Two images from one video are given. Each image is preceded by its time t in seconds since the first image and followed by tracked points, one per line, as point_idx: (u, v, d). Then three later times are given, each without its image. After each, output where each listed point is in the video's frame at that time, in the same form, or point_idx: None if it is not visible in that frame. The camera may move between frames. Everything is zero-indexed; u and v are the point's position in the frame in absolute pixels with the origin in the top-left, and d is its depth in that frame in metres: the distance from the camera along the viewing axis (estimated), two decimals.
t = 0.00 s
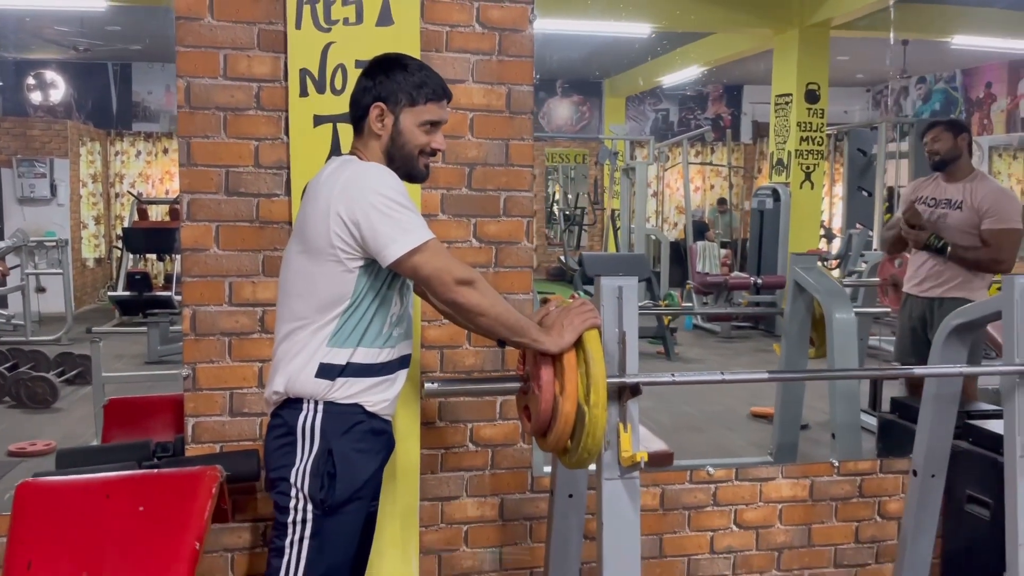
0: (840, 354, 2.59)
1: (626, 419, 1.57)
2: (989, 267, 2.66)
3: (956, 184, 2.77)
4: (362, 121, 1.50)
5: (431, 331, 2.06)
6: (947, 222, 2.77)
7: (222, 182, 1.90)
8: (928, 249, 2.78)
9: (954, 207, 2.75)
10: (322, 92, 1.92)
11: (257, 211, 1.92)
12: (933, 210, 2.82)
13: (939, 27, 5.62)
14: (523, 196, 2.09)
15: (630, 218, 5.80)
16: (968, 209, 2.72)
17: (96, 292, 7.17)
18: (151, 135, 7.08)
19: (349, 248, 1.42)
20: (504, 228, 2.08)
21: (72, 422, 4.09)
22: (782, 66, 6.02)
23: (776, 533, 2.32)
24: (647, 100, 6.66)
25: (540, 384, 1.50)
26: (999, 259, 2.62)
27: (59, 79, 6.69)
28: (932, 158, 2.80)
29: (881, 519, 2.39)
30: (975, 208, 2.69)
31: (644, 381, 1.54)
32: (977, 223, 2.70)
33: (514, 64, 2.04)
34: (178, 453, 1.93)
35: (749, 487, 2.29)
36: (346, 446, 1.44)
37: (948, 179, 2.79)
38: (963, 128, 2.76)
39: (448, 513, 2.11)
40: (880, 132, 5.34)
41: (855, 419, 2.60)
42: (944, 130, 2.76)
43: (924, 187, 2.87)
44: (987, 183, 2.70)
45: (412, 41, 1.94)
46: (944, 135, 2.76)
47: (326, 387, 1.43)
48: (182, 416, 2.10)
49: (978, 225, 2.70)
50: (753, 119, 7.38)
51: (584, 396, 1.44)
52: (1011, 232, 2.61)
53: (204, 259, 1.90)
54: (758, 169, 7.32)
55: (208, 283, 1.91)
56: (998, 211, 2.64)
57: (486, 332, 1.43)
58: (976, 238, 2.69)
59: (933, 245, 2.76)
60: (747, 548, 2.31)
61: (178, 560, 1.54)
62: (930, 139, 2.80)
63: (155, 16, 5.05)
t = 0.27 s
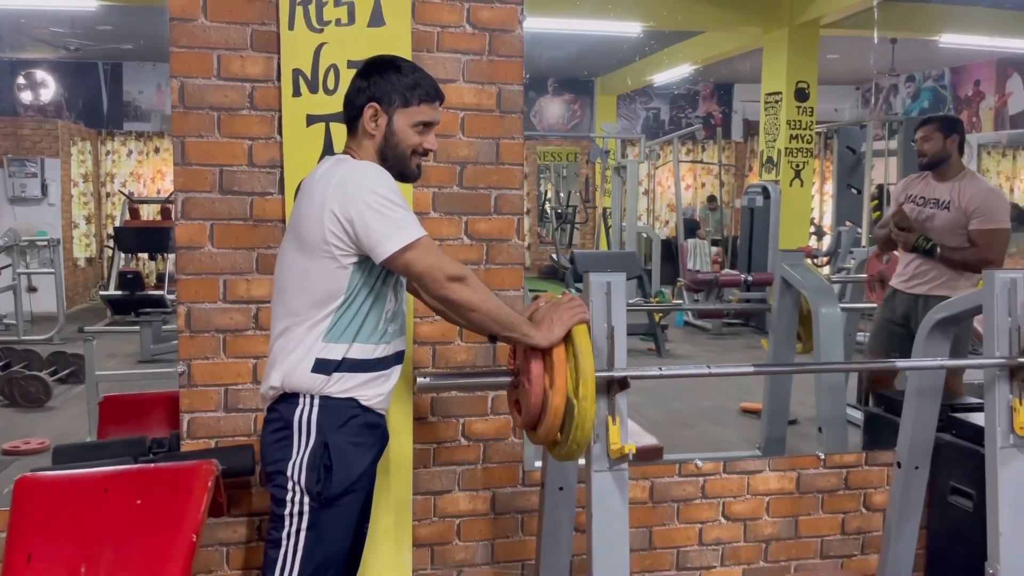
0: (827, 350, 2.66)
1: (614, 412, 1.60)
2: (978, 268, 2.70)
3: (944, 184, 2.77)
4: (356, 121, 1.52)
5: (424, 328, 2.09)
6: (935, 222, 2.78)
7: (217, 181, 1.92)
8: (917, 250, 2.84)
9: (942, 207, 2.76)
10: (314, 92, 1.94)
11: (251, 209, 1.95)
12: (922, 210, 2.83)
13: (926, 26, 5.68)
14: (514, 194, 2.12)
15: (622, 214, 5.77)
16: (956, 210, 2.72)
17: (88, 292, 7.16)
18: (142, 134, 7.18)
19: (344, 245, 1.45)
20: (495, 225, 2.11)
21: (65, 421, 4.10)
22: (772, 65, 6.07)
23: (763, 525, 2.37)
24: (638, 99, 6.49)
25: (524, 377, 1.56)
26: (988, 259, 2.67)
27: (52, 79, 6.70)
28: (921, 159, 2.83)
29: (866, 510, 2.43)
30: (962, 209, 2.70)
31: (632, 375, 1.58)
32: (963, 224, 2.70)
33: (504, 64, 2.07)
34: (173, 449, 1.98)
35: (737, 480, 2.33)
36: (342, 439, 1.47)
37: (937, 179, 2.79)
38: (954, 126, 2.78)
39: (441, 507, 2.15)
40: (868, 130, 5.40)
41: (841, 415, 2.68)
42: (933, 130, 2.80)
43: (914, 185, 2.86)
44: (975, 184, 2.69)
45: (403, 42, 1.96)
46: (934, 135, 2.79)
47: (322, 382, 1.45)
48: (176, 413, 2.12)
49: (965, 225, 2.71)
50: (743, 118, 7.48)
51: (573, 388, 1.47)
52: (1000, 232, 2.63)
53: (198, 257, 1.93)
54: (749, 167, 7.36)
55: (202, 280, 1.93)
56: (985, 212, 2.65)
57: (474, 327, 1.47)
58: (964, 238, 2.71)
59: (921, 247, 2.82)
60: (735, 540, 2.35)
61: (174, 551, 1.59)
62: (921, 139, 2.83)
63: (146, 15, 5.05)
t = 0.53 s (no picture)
0: (815, 346, 2.69)
1: (605, 409, 1.63)
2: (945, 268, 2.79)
3: (915, 186, 2.84)
4: (357, 121, 1.55)
5: (416, 327, 2.11)
6: (907, 223, 2.84)
7: (210, 182, 1.94)
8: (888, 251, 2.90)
9: (913, 208, 2.83)
10: (307, 93, 1.96)
11: (245, 209, 1.97)
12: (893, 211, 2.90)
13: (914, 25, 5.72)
14: (504, 194, 2.14)
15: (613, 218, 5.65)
16: (926, 211, 2.80)
17: (79, 292, 7.16)
18: (133, 135, 6.98)
19: (335, 244, 1.47)
20: (486, 225, 2.14)
21: (58, 421, 4.11)
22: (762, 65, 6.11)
23: (752, 520, 2.40)
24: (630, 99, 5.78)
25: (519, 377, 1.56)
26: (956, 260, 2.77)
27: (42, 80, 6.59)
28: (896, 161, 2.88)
29: (854, 505, 2.47)
30: (933, 210, 2.77)
31: (622, 371, 1.60)
32: (934, 224, 2.78)
33: (495, 66, 2.10)
34: (168, 447, 2.00)
35: (726, 476, 2.36)
36: (329, 434, 1.49)
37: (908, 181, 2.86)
38: (931, 130, 2.82)
39: (434, 504, 2.17)
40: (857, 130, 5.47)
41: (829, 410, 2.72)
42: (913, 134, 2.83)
43: (887, 187, 2.93)
44: (945, 185, 2.78)
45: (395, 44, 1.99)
46: (911, 138, 2.82)
47: (310, 378, 1.48)
48: (170, 411, 2.14)
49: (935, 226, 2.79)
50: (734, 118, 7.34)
51: (563, 385, 1.50)
52: (966, 232, 2.74)
53: (192, 257, 1.94)
54: (740, 166, 7.40)
55: (196, 280, 1.95)
56: (954, 213, 2.74)
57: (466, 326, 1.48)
58: (934, 239, 2.79)
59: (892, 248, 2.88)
60: (724, 535, 2.38)
61: (171, 548, 1.61)
62: (897, 141, 2.86)
63: (137, 16, 5.05)
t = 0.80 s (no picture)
0: (803, 345, 2.72)
1: (594, 408, 1.64)
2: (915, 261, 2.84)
3: (880, 184, 2.93)
4: (343, 115, 1.59)
5: (406, 327, 2.11)
6: (875, 219, 2.91)
7: (200, 183, 1.95)
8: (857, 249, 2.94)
9: (880, 204, 2.90)
10: (296, 95, 1.96)
11: (235, 211, 1.97)
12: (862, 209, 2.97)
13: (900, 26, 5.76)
14: (494, 195, 2.16)
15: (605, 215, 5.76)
16: (893, 206, 2.87)
17: (69, 294, 7.13)
18: (124, 137, 6.99)
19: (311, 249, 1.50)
20: (476, 226, 2.15)
21: (48, 423, 4.10)
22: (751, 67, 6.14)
23: (742, 518, 2.42)
24: (621, 99, 6.03)
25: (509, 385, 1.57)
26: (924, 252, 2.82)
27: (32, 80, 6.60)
28: (862, 162, 2.97)
29: (842, 503, 2.49)
30: (900, 204, 2.85)
31: (611, 371, 1.61)
32: (901, 218, 2.85)
33: (485, 68, 2.11)
34: (159, 448, 2.00)
35: (715, 474, 2.37)
36: (289, 431, 1.52)
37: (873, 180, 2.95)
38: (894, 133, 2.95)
39: (425, 504, 2.18)
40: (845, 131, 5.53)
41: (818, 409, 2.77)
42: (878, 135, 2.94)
43: (854, 188, 3.02)
44: (908, 181, 2.87)
45: (385, 46, 1.99)
46: (876, 140, 2.93)
47: (270, 374, 1.50)
48: (161, 413, 2.14)
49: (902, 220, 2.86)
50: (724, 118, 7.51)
51: (553, 386, 1.51)
52: (934, 224, 2.81)
53: (183, 258, 1.95)
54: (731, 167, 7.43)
55: (186, 282, 1.95)
56: (919, 206, 2.81)
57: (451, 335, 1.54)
58: (901, 233, 2.85)
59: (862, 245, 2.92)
60: (714, 533, 2.40)
61: (161, 549, 1.63)
62: (864, 144, 2.96)
63: (125, 17, 5.03)
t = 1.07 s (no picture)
0: (793, 346, 2.73)
1: (585, 410, 1.64)
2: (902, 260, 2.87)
3: (856, 186, 2.99)
4: (306, 114, 1.58)
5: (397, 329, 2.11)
6: (855, 220, 2.98)
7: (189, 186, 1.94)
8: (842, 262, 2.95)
9: (858, 205, 2.97)
10: (286, 97, 1.96)
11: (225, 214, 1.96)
12: (841, 212, 3.04)
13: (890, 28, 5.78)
14: (485, 197, 2.16)
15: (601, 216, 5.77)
16: (871, 205, 2.93)
17: (59, 297, 7.09)
18: (115, 138, 6.92)
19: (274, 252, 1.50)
20: (466, 228, 2.15)
21: (37, 427, 4.07)
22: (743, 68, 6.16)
23: (733, 519, 2.42)
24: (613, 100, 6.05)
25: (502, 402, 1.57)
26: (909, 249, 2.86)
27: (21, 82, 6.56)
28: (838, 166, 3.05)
29: (833, 504, 2.50)
30: (878, 203, 2.91)
31: (601, 372, 1.61)
32: (882, 216, 2.91)
33: (474, 69, 2.11)
34: (149, 452, 1.99)
35: (707, 475, 2.38)
36: (265, 431, 1.51)
37: (849, 182, 3.01)
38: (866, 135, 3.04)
39: (415, 506, 2.17)
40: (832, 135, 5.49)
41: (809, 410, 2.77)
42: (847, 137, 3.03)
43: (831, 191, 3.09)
44: (885, 181, 2.94)
45: (374, 48, 1.99)
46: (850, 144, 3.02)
47: (238, 376, 1.50)
48: (151, 416, 2.13)
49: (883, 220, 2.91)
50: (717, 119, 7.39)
51: (542, 388, 1.51)
52: (913, 220, 2.85)
53: (172, 261, 1.94)
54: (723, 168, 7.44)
55: (176, 285, 1.95)
56: (897, 204, 2.87)
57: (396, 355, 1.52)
58: (884, 232, 2.90)
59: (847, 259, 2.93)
60: (705, 534, 2.40)
61: (152, 549, 1.65)
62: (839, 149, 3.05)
63: (114, 18, 5.00)
